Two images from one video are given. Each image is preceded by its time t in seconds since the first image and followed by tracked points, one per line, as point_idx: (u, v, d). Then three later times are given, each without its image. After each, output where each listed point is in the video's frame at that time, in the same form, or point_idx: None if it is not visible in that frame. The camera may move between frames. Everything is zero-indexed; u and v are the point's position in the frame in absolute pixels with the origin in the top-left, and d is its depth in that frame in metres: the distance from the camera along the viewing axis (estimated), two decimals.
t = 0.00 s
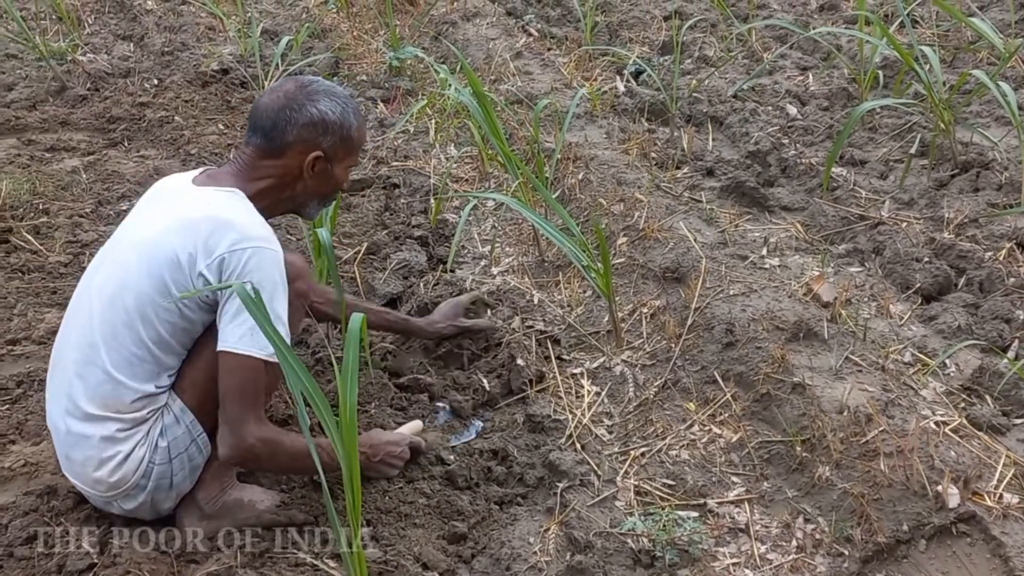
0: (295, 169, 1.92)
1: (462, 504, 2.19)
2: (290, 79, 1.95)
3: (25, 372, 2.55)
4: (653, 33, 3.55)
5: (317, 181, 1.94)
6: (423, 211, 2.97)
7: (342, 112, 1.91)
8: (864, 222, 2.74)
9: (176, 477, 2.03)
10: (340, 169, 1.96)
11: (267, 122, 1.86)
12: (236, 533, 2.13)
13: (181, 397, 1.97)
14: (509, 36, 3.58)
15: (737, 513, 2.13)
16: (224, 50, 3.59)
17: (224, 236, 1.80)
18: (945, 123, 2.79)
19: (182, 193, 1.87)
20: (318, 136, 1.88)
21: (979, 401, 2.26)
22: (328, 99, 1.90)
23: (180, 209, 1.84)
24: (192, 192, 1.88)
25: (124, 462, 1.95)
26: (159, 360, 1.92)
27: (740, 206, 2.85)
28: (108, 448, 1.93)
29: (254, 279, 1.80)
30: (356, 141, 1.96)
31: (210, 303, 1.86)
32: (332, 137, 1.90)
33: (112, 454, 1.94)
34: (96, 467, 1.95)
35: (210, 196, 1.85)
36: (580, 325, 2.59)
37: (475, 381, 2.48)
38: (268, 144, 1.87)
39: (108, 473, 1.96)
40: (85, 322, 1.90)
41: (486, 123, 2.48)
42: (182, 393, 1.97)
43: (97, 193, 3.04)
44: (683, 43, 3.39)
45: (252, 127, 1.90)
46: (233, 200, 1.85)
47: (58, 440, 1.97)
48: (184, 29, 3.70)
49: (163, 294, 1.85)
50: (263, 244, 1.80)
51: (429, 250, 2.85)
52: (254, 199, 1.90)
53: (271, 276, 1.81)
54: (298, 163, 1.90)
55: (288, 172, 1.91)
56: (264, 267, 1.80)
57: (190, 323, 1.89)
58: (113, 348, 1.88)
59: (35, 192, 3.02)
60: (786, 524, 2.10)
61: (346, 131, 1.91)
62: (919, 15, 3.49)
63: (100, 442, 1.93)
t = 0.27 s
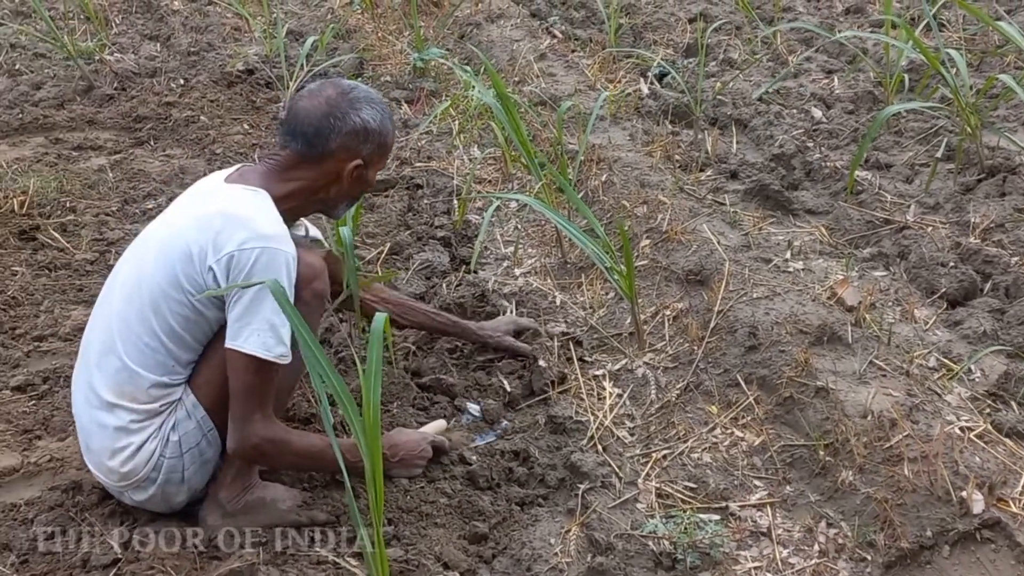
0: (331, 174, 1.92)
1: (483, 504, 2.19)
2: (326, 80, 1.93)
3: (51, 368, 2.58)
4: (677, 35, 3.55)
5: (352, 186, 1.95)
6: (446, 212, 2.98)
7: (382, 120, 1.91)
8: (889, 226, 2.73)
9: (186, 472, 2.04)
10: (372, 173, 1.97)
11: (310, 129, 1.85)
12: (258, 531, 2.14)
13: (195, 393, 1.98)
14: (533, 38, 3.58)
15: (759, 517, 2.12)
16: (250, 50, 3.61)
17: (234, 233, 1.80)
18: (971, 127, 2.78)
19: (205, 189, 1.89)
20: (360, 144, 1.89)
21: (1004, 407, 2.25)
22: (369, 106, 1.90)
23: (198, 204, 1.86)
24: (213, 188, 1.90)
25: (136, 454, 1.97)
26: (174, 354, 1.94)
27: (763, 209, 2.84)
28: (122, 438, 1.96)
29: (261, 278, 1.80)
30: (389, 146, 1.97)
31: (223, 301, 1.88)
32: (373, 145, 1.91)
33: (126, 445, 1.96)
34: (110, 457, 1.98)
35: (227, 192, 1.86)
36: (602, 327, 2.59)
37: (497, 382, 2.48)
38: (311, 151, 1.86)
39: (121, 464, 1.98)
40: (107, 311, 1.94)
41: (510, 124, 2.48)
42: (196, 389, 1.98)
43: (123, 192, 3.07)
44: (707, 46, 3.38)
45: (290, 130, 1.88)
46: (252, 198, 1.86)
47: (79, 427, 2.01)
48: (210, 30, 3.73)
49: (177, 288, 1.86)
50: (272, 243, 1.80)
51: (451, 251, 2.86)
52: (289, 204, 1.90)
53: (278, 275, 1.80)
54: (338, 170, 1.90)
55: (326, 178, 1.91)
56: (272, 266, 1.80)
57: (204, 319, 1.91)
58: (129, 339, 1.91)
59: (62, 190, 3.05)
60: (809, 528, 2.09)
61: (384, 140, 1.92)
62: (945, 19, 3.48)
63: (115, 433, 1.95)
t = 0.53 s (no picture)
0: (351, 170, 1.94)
1: (504, 506, 2.20)
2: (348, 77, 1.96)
3: (77, 365, 2.60)
4: (703, 39, 3.54)
5: (373, 182, 1.96)
6: (469, 214, 2.99)
7: (402, 115, 1.93)
8: (914, 232, 2.71)
9: (219, 467, 2.06)
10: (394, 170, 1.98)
11: (330, 122, 1.87)
12: (280, 529, 2.15)
13: (227, 390, 1.99)
14: (558, 40, 3.59)
15: (781, 523, 2.11)
16: (276, 51, 3.64)
17: (267, 234, 1.81)
18: (998, 133, 2.76)
19: (233, 188, 1.89)
20: (378, 138, 1.90)
21: None
22: (389, 101, 1.92)
23: (227, 203, 1.87)
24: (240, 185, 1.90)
25: (170, 451, 1.98)
26: (205, 352, 1.95)
27: (788, 213, 2.83)
28: (154, 437, 1.97)
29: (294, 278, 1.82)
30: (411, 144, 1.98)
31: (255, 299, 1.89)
32: (392, 139, 1.92)
33: (159, 443, 1.98)
34: (142, 454, 1.99)
35: (256, 191, 1.87)
36: (625, 331, 2.59)
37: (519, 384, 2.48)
38: (330, 144, 1.88)
39: (154, 461, 1.99)
40: (136, 310, 1.94)
41: (534, 126, 2.49)
42: (228, 387, 1.99)
43: (149, 191, 3.09)
44: (732, 50, 3.37)
45: (311, 125, 1.90)
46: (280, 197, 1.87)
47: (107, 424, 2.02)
48: (237, 31, 3.75)
49: (208, 287, 1.87)
50: (305, 244, 1.81)
51: (474, 253, 2.86)
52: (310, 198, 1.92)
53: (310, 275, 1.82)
54: (357, 164, 1.92)
55: (346, 173, 1.92)
56: (304, 268, 1.81)
57: (237, 317, 1.92)
58: (160, 338, 1.92)
59: (89, 189, 3.08)
60: (831, 534, 2.08)
61: (404, 135, 1.93)
62: (973, 25, 3.46)
63: (148, 431, 1.96)
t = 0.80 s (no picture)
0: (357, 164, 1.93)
1: (524, 507, 2.20)
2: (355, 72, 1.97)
3: (101, 360, 2.62)
4: (728, 42, 3.53)
5: (379, 176, 1.95)
6: (492, 214, 2.99)
7: (405, 107, 1.91)
8: (940, 238, 2.69)
9: (240, 468, 2.07)
10: (401, 164, 1.96)
11: (331, 114, 1.88)
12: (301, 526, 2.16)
13: (245, 391, 2.00)
14: (583, 42, 3.59)
15: (802, 528, 2.11)
16: (301, 51, 3.65)
17: (280, 232, 1.82)
18: None
19: (246, 187, 1.90)
20: (380, 129, 1.89)
21: None
22: (392, 93, 1.91)
23: (238, 203, 1.87)
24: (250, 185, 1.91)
25: (191, 453, 2.00)
26: (222, 352, 1.96)
27: (812, 218, 2.82)
28: (175, 438, 1.99)
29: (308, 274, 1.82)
30: (420, 137, 1.95)
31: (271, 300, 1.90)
32: (394, 130, 1.90)
33: (179, 445, 1.99)
34: (164, 457, 2.01)
35: (267, 190, 1.87)
36: (647, 333, 2.58)
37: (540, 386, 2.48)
38: (333, 136, 1.88)
39: (176, 463, 2.01)
40: (152, 314, 1.96)
41: (558, 128, 2.49)
42: (245, 387, 2.01)
43: (175, 188, 3.11)
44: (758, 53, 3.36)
45: (317, 119, 1.92)
46: (289, 194, 1.87)
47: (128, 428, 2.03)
48: (263, 30, 3.77)
49: (224, 286, 1.88)
50: (318, 238, 1.81)
51: (497, 254, 2.86)
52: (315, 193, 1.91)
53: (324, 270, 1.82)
54: (360, 157, 1.91)
55: (351, 167, 1.91)
56: (318, 263, 1.82)
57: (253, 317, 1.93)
58: (178, 341, 1.93)
59: (116, 186, 3.10)
60: (852, 540, 2.07)
61: (408, 127, 1.91)
62: (1002, 30, 3.43)
63: (169, 433, 1.98)
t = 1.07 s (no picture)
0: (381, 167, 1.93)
1: (546, 507, 2.20)
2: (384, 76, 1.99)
3: (128, 355, 2.64)
4: (756, 45, 3.52)
5: (401, 179, 1.94)
6: (517, 215, 2.99)
7: (429, 110, 1.91)
8: (968, 244, 2.67)
9: (262, 466, 2.08)
10: (425, 169, 1.95)
11: (353, 115, 1.90)
12: (323, 524, 2.17)
13: (266, 389, 2.01)
14: (610, 44, 3.59)
15: (826, 533, 2.10)
16: (328, 50, 3.67)
17: (301, 235, 1.83)
18: None
19: (270, 188, 1.90)
20: (401, 130, 1.89)
21: None
22: (417, 96, 1.92)
23: (261, 205, 1.88)
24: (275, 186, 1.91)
25: (211, 450, 2.01)
26: (243, 353, 1.97)
27: (839, 222, 2.81)
28: (196, 437, 2.00)
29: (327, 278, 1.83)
30: (444, 142, 1.95)
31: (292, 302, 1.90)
32: (416, 133, 1.90)
33: (201, 442, 2.00)
34: (185, 454, 2.02)
35: (290, 192, 1.88)
36: (671, 336, 2.58)
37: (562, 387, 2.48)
38: (356, 137, 1.89)
39: (197, 460, 2.02)
40: (174, 313, 1.97)
41: (584, 129, 2.49)
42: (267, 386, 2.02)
43: (202, 186, 3.13)
44: (786, 56, 3.35)
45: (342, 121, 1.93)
46: (313, 197, 1.88)
47: (150, 424, 2.05)
48: (291, 29, 3.79)
49: (246, 288, 1.89)
50: (338, 242, 1.82)
51: (521, 255, 2.87)
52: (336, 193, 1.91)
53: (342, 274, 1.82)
54: (382, 158, 1.91)
55: (374, 169, 1.92)
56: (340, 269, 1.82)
57: (275, 318, 1.93)
58: (200, 340, 1.94)
59: (144, 182, 3.13)
60: (876, 546, 2.06)
61: (432, 129, 1.91)
62: None
63: (190, 431, 1.99)
